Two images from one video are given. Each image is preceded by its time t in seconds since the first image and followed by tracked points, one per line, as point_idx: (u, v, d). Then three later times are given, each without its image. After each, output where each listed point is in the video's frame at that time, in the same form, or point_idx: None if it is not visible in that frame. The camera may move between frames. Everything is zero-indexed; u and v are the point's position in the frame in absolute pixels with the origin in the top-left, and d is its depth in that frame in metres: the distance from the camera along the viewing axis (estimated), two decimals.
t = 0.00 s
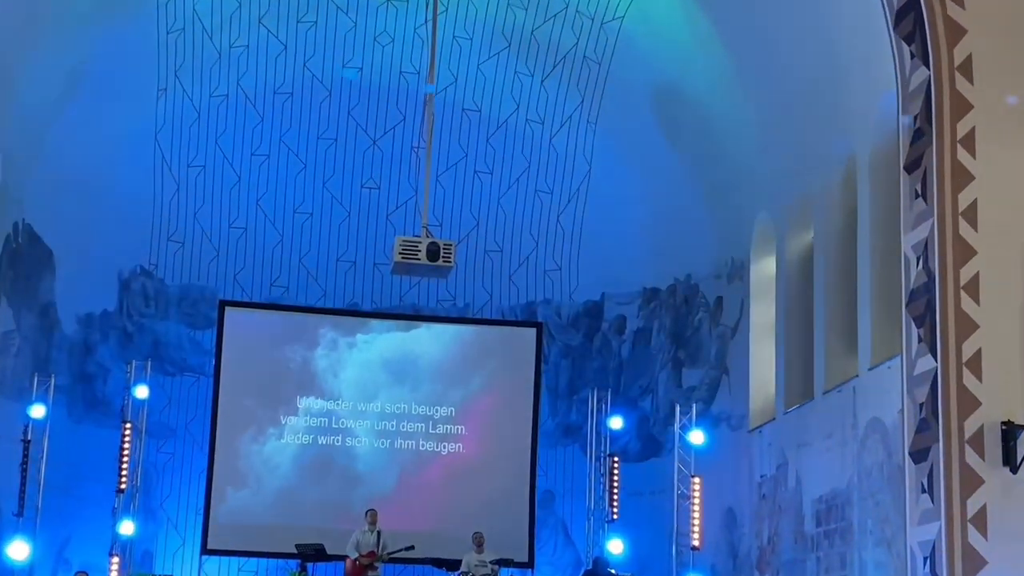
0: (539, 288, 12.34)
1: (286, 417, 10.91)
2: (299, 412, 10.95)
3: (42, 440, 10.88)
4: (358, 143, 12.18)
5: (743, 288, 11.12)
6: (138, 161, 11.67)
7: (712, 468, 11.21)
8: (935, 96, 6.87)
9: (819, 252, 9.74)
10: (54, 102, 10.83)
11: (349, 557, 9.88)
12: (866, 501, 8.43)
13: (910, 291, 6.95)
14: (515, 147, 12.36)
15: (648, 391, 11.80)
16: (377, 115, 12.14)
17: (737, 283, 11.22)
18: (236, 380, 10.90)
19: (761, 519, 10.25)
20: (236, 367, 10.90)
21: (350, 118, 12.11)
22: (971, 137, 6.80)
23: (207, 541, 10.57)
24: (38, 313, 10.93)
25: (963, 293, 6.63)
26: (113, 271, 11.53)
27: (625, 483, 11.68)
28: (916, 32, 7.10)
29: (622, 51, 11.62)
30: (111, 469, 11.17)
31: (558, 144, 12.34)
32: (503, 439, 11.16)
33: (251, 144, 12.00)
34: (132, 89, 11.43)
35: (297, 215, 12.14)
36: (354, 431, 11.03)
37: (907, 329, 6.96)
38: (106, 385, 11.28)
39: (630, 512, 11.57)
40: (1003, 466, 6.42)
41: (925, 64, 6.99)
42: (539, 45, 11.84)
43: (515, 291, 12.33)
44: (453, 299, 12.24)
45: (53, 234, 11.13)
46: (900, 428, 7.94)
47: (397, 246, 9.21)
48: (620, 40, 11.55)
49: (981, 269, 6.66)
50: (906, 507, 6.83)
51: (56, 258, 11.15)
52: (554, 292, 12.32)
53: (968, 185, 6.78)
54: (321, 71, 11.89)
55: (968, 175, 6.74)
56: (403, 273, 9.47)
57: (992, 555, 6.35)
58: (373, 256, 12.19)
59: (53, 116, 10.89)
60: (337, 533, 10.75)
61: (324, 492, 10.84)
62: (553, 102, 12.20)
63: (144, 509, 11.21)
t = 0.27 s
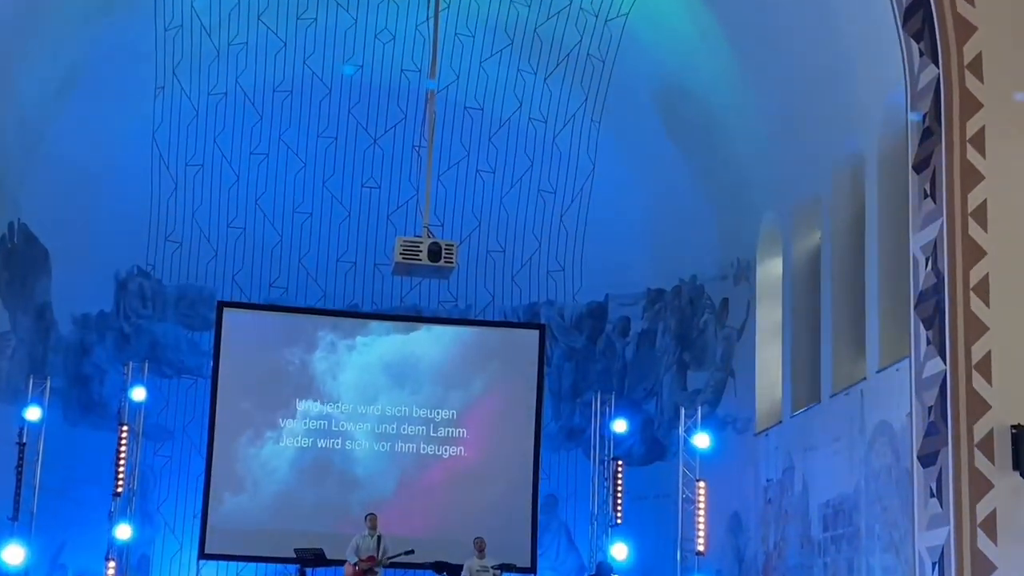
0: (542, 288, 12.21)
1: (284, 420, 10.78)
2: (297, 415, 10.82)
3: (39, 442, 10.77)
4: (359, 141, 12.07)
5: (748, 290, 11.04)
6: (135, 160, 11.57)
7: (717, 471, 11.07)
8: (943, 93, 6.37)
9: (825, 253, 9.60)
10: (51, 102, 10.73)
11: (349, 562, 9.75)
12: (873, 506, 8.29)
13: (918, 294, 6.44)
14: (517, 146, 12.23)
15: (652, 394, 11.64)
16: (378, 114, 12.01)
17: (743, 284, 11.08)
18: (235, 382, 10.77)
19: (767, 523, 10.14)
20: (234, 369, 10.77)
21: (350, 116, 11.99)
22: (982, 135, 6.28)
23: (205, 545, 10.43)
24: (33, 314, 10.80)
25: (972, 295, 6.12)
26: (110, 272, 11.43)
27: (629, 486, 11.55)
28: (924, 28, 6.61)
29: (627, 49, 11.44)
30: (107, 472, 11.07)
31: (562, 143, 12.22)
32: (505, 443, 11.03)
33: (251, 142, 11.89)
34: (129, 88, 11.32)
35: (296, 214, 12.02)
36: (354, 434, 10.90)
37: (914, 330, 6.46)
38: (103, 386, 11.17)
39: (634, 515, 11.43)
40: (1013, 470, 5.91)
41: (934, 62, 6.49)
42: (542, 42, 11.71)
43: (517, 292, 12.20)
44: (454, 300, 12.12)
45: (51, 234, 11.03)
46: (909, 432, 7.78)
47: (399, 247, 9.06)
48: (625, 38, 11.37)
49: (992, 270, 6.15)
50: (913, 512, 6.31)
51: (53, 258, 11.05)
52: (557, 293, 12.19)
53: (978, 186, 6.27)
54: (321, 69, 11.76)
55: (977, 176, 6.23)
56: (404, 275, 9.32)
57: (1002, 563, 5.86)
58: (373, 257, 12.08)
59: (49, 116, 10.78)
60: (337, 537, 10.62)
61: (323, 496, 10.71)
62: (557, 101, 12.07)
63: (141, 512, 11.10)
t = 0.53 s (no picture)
0: (545, 289, 12.07)
1: (282, 424, 10.63)
2: (294, 420, 10.67)
3: (32, 446, 10.69)
4: (360, 140, 11.94)
5: (755, 291, 10.84)
6: (132, 159, 11.46)
7: (722, 476, 10.91)
8: (954, 92, 6.04)
9: (832, 253, 9.46)
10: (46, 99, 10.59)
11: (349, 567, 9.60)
12: (882, 512, 8.13)
13: (928, 294, 6.17)
14: (520, 145, 12.11)
15: (656, 397, 11.50)
16: (378, 112, 11.89)
17: (749, 285, 10.93)
18: (233, 385, 10.63)
19: (774, 528, 10.00)
20: (231, 372, 10.63)
21: (350, 115, 11.87)
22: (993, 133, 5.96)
23: (203, 550, 10.27)
24: (28, 315, 10.68)
25: (981, 296, 5.83)
26: (106, 272, 11.30)
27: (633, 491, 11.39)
28: (935, 25, 6.27)
29: (631, 47, 11.31)
30: (103, 476, 10.93)
31: (565, 141, 12.08)
32: (506, 447, 10.88)
33: (250, 141, 11.79)
34: (125, 85, 11.18)
35: (295, 214, 11.89)
36: (354, 438, 10.76)
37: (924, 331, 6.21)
38: (99, 389, 11.04)
39: (637, 520, 11.30)
40: None
41: (945, 61, 6.17)
42: (545, 39, 11.58)
43: (519, 293, 12.08)
44: (455, 301, 12.00)
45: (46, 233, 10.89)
46: (919, 436, 7.63)
47: (400, 246, 8.92)
48: (629, 35, 11.25)
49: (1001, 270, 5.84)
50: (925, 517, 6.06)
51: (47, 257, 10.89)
52: (560, 294, 12.05)
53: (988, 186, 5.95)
54: (321, 66, 11.65)
55: (988, 176, 5.91)
56: (404, 275, 9.17)
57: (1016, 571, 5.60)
58: (373, 257, 11.94)
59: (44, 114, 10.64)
60: (337, 542, 10.48)
61: (323, 501, 10.57)
62: (560, 99, 11.94)
63: (137, 517, 10.96)
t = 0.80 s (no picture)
0: (547, 290, 12.02)
1: (280, 426, 10.56)
2: (293, 422, 10.60)
3: (30, 446, 10.61)
4: (361, 139, 11.87)
5: (759, 292, 10.76)
6: (131, 159, 11.38)
7: (724, 478, 10.82)
8: (961, 91, 5.95)
9: (838, 254, 9.38)
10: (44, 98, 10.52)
11: (350, 570, 9.53)
12: (887, 516, 8.04)
13: (934, 295, 6.04)
14: (522, 145, 12.04)
15: (660, 399, 11.41)
16: (378, 112, 11.82)
17: (754, 286, 10.84)
18: (232, 387, 10.56)
19: (778, 532, 9.92)
20: (231, 374, 10.55)
21: (351, 114, 11.80)
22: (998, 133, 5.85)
23: (202, 553, 10.23)
24: (26, 316, 10.66)
25: (988, 298, 5.72)
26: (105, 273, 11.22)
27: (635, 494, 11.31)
28: (940, 24, 6.16)
29: (634, 46, 11.25)
30: (102, 478, 10.88)
31: (568, 141, 12.01)
32: (507, 449, 10.80)
33: (249, 141, 11.73)
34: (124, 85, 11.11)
35: (295, 214, 11.84)
36: (355, 440, 10.69)
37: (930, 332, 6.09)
38: (97, 391, 10.95)
39: (639, 523, 11.23)
40: None
41: (951, 59, 6.06)
42: (547, 37, 11.51)
43: (521, 294, 12.01)
44: (456, 301, 11.93)
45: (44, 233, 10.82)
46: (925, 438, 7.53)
47: (400, 246, 8.84)
48: (632, 33, 11.17)
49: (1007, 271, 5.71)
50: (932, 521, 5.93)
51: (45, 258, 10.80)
52: (562, 295, 11.99)
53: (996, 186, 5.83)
54: (321, 65, 11.59)
55: (994, 175, 5.80)
56: (405, 275, 9.09)
57: None
58: (374, 258, 11.88)
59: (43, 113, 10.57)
60: (338, 545, 10.41)
61: (324, 503, 10.50)
62: (562, 99, 11.86)
63: (136, 520, 10.89)
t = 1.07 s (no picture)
0: (549, 289, 12.03)
1: (281, 427, 10.56)
2: (292, 423, 10.59)
3: (32, 446, 10.56)
4: (362, 139, 11.88)
5: (761, 292, 10.75)
6: (132, 158, 11.40)
7: (726, 478, 10.80)
8: (961, 91, 5.87)
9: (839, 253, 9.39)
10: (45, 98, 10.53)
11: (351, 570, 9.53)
12: (888, 517, 8.04)
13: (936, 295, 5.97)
14: (523, 144, 12.04)
15: (661, 398, 11.41)
16: (380, 112, 11.82)
17: (755, 285, 10.82)
18: (232, 386, 10.56)
19: (778, 532, 9.92)
20: (231, 374, 10.55)
21: (352, 114, 11.81)
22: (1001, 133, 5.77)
23: (203, 552, 10.19)
24: (27, 316, 10.48)
25: (990, 298, 5.64)
26: (107, 272, 11.23)
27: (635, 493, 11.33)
28: (942, 24, 6.09)
29: (635, 46, 11.27)
30: (104, 477, 10.92)
31: (569, 141, 12.02)
32: (507, 449, 10.80)
33: (251, 139, 11.76)
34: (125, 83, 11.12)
35: (296, 214, 11.85)
36: (356, 440, 10.69)
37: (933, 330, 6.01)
38: (98, 390, 10.99)
39: (640, 523, 11.30)
40: None
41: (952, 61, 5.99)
42: (549, 37, 11.51)
43: (522, 294, 12.03)
44: (458, 301, 11.94)
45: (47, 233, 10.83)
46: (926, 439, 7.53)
47: (402, 247, 8.82)
48: (634, 33, 11.16)
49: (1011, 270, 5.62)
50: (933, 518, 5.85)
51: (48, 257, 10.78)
52: (563, 295, 12.01)
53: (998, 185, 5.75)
54: (323, 64, 11.57)
55: (996, 175, 5.72)
56: (407, 275, 9.07)
57: None
58: (375, 258, 11.89)
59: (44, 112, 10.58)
60: (338, 545, 10.42)
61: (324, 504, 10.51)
62: (564, 98, 11.87)
63: (138, 519, 10.95)
